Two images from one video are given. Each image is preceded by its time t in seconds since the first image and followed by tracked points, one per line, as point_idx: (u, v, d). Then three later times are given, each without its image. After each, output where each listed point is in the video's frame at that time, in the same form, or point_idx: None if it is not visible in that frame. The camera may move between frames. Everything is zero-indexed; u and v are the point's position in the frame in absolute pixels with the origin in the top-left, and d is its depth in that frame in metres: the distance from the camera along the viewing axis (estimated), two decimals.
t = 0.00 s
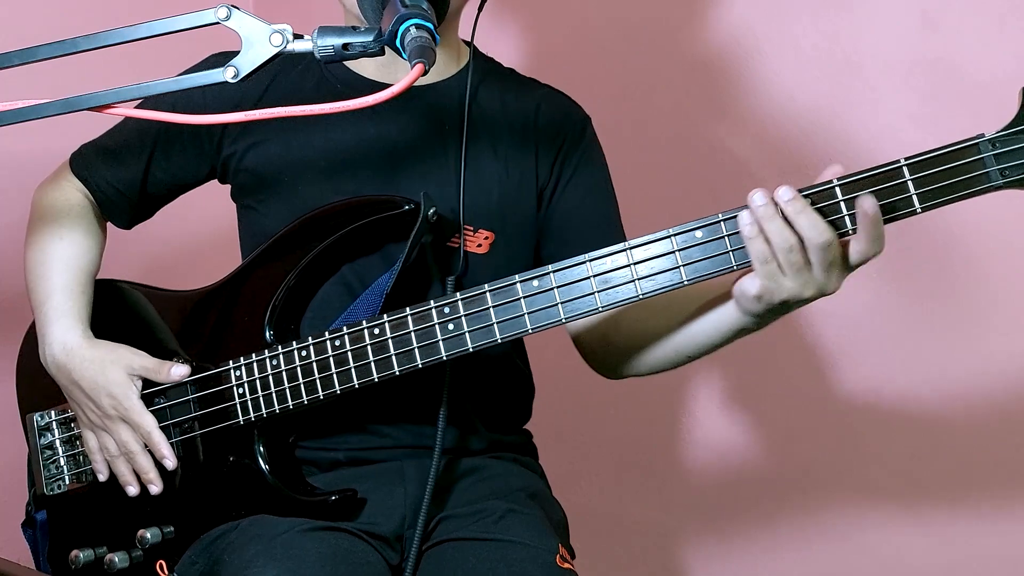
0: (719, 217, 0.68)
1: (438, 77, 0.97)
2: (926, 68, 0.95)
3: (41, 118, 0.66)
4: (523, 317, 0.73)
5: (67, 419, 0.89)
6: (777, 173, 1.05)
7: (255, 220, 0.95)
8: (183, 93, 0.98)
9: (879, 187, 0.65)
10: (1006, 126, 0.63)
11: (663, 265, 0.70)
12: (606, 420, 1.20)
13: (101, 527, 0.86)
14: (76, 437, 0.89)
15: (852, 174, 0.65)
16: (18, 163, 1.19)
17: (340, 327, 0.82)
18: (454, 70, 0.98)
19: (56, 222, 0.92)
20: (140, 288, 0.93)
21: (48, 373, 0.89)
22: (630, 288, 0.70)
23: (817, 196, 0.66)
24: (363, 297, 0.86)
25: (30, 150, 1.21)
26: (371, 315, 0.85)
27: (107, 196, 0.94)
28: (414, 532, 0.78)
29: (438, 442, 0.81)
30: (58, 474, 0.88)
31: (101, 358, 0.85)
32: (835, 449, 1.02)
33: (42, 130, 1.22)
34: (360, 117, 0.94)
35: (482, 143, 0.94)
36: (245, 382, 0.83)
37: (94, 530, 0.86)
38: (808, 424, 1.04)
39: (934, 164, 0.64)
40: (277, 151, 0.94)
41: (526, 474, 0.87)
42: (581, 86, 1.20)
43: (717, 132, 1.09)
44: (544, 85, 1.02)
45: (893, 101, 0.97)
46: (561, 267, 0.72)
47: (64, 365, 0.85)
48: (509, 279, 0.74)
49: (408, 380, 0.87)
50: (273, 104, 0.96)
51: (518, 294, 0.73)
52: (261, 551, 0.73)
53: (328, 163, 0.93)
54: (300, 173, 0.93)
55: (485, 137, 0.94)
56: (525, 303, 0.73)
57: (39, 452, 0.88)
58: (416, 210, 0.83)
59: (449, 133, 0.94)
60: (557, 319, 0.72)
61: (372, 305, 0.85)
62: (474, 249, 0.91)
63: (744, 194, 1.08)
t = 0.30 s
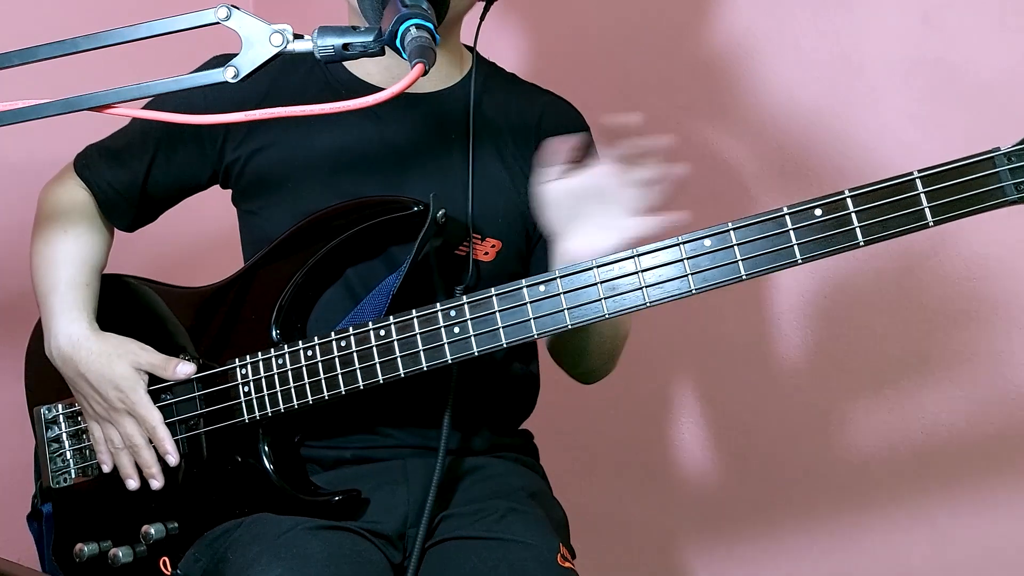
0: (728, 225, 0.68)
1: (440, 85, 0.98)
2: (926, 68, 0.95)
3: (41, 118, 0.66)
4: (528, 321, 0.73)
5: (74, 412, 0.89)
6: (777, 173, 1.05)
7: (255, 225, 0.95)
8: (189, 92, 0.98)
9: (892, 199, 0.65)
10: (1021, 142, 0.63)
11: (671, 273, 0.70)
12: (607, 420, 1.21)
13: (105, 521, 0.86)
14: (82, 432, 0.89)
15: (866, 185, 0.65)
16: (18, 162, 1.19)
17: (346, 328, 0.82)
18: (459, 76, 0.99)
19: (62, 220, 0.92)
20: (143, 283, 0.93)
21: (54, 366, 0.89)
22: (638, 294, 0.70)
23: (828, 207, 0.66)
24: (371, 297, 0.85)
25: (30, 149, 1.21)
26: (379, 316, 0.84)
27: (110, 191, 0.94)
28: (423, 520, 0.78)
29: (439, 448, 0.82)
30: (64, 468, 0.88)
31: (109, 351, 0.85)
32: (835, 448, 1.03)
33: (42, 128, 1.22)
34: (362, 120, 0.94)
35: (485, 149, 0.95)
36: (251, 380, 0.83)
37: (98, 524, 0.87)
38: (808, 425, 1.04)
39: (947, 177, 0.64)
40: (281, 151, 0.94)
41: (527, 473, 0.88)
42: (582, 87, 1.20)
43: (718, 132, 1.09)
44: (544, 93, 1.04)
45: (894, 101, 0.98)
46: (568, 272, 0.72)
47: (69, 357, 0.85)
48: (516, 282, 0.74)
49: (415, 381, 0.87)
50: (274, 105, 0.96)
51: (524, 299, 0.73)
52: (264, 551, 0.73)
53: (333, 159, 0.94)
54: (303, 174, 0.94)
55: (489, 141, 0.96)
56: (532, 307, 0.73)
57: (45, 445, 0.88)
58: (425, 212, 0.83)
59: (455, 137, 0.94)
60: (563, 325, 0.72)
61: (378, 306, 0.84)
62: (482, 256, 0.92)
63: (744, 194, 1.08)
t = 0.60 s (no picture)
0: (721, 218, 0.68)
1: (435, 87, 0.98)
2: (926, 67, 0.95)
3: (41, 118, 0.66)
4: (524, 316, 0.73)
5: (72, 414, 0.90)
6: (776, 172, 1.05)
7: (253, 228, 0.95)
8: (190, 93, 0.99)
9: (882, 189, 0.65)
10: (1009, 130, 0.63)
11: (665, 267, 0.70)
12: (607, 420, 1.20)
13: (103, 522, 0.86)
14: (81, 433, 0.89)
15: (855, 175, 0.65)
16: (18, 162, 1.19)
17: (343, 325, 0.82)
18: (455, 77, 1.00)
19: (61, 222, 0.93)
20: (142, 285, 0.93)
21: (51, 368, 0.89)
22: (632, 288, 0.70)
23: (819, 198, 0.66)
24: (368, 296, 0.85)
25: (31, 150, 1.21)
26: (376, 314, 0.84)
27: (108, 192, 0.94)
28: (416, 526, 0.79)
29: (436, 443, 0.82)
30: (62, 469, 0.88)
31: (107, 352, 0.85)
32: (835, 448, 1.02)
33: (42, 129, 1.22)
34: (361, 121, 0.95)
35: (482, 152, 0.95)
36: (248, 378, 0.83)
37: (95, 526, 0.87)
38: (809, 425, 1.04)
39: (936, 166, 0.64)
40: (280, 151, 0.94)
41: (526, 472, 0.88)
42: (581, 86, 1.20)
43: (717, 132, 1.09)
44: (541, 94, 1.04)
45: (893, 101, 0.98)
46: (563, 267, 0.72)
47: (67, 358, 0.86)
48: (511, 278, 0.74)
49: (412, 379, 0.87)
50: (274, 104, 0.96)
51: (519, 294, 0.73)
52: (262, 549, 0.73)
53: (332, 160, 0.94)
54: (301, 173, 0.94)
55: (485, 142, 0.95)
56: (527, 302, 0.73)
57: (44, 448, 0.89)
58: (421, 210, 0.84)
59: (450, 139, 0.94)
60: (559, 319, 0.72)
61: (376, 304, 0.84)
62: (477, 257, 0.91)
63: (743, 193, 1.08)
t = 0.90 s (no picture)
0: (724, 221, 0.68)
1: (436, 87, 0.97)
2: (927, 68, 0.95)
3: (41, 118, 0.66)
4: (525, 319, 0.73)
5: (73, 414, 0.90)
6: (776, 172, 1.05)
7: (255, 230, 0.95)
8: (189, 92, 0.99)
9: (887, 193, 0.65)
10: (1014, 135, 0.63)
11: (666, 269, 0.69)
12: (607, 419, 1.20)
13: (104, 522, 0.86)
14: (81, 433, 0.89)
15: (860, 179, 0.65)
16: (18, 162, 1.19)
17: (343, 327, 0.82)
18: (455, 76, 0.99)
19: (62, 222, 0.92)
20: (143, 284, 0.93)
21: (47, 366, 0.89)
22: (634, 291, 0.70)
23: (823, 202, 0.66)
24: (369, 297, 0.85)
25: (31, 150, 1.21)
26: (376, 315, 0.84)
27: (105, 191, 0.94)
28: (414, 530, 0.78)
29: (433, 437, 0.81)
30: (63, 469, 0.88)
31: (103, 350, 0.85)
32: (835, 448, 1.02)
33: (42, 128, 1.22)
34: (360, 120, 0.94)
35: (482, 153, 0.94)
36: (248, 380, 0.83)
37: (96, 525, 0.86)
38: (810, 425, 1.04)
39: (941, 171, 0.64)
40: (280, 151, 0.95)
41: (526, 472, 0.88)
42: (580, 85, 1.20)
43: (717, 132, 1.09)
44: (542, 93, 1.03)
45: (893, 101, 0.98)
46: (564, 269, 0.72)
47: (61, 356, 0.86)
48: (512, 280, 0.74)
49: (414, 380, 0.87)
50: (274, 104, 0.97)
51: (521, 296, 0.73)
52: (262, 550, 0.73)
53: (331, 161, 0.94)
54: (301, 174, 0.94)
55: (485, 144, 0.95)
56: (528, 304, 0.73)
57: (45, 447, 0.88)
58: (421, 210, 0.84)
59: (450, 138, 0.94)
60: (560, 321, 0.72)
61: (376, 306, 0.84)
62: (478, 258, 0.91)
63: (743, 193, 1.08)
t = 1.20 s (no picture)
0: (725, 224, 0.68)
1: (436, 87, 0.98)
2: (927, 68, 0.95)
3: (41, 118, 0.66)
4: (525, 321, 0.73)
5: (73, 412, 0.90)
6: (776, 173, 1.05)
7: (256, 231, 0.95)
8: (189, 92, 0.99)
9: (888, 197, 0.65)
10: (1016, 139, 0.63)
11: (668, 272, 0.69)
12: (607, 420, 1.20)
13: (104, 521, 0.86)
14: (81, 432, 0.90)
15: (861, 184, 0.65)
16: (18, 163, 1.19)
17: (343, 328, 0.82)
18: (454, 76, 0.99)
19: (60, 222, 0.93)
20: (143, 283, 0.92)
21: (47, 367, 0.89)
22: (634, 294, 0.70)
23: (824, 206, 0.66)
24: (369, 297, 0.85)
25: (30, 151, 1.21)
26: (376, 315, 0.84)
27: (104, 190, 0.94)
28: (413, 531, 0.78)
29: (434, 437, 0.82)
30: (63, 468, 0.87)
31: (103, 349, 0.85)
32: (835, 448, 1.02)
33: (41, 128, 1.22)
34: (360, 120, 0.95)
35: (482, 153, 0.94)
36: (248, 380, 0.83)
37: (95, 524, 0.86)
38: (810, 426, 1.04)
39: (943, 175, 0.64)
40: (280, 152, 0.95)
41: (525, 472, 0.87)
42: (580, 85, 1.20)
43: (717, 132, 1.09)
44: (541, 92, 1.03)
45: (893, 101, 0.98)
46: (565, 271, 0.72)
47: (60, 357, 0.86)
48: (513, 282, 0.74)
49: (415, 381, 0.87)
50: (274, 105, 0.97)
51: (521, 298, 0.73)
52: (261, 550, 0.73)
53: (330, 161, 0.94)
54: (300, 175, 0.94)
55: (484, 144, 0.95)
56: (528, 307, 0.73)
57: (44, 447, 0.88)
58: (422, 212, 0.84)
59: (449, 138, 0.94)
60: (561, 323, 0.72)
61: (377, 306, 0.84)
62: (478, 258, 0.91)
63: (743, 194, 1.08)
